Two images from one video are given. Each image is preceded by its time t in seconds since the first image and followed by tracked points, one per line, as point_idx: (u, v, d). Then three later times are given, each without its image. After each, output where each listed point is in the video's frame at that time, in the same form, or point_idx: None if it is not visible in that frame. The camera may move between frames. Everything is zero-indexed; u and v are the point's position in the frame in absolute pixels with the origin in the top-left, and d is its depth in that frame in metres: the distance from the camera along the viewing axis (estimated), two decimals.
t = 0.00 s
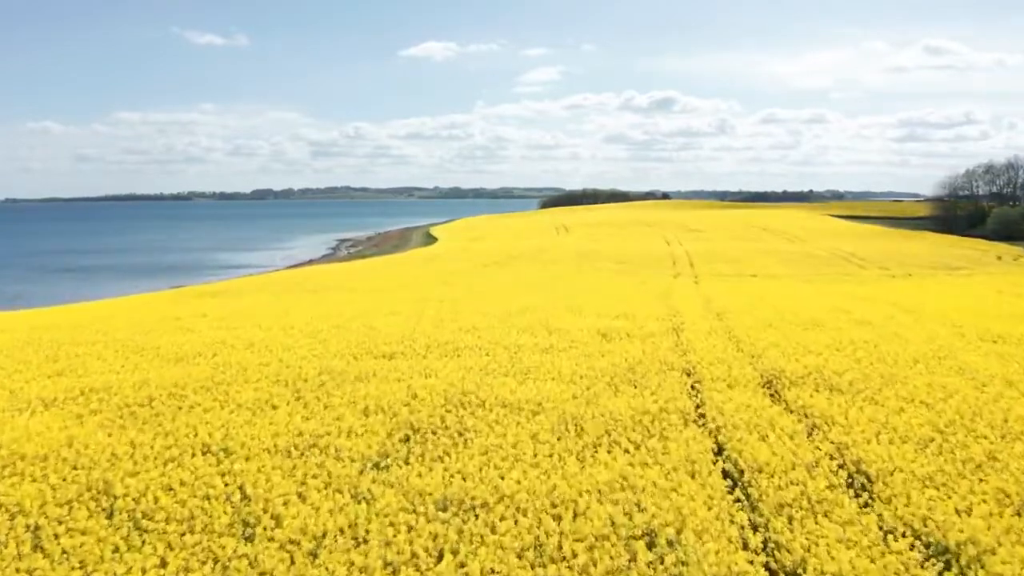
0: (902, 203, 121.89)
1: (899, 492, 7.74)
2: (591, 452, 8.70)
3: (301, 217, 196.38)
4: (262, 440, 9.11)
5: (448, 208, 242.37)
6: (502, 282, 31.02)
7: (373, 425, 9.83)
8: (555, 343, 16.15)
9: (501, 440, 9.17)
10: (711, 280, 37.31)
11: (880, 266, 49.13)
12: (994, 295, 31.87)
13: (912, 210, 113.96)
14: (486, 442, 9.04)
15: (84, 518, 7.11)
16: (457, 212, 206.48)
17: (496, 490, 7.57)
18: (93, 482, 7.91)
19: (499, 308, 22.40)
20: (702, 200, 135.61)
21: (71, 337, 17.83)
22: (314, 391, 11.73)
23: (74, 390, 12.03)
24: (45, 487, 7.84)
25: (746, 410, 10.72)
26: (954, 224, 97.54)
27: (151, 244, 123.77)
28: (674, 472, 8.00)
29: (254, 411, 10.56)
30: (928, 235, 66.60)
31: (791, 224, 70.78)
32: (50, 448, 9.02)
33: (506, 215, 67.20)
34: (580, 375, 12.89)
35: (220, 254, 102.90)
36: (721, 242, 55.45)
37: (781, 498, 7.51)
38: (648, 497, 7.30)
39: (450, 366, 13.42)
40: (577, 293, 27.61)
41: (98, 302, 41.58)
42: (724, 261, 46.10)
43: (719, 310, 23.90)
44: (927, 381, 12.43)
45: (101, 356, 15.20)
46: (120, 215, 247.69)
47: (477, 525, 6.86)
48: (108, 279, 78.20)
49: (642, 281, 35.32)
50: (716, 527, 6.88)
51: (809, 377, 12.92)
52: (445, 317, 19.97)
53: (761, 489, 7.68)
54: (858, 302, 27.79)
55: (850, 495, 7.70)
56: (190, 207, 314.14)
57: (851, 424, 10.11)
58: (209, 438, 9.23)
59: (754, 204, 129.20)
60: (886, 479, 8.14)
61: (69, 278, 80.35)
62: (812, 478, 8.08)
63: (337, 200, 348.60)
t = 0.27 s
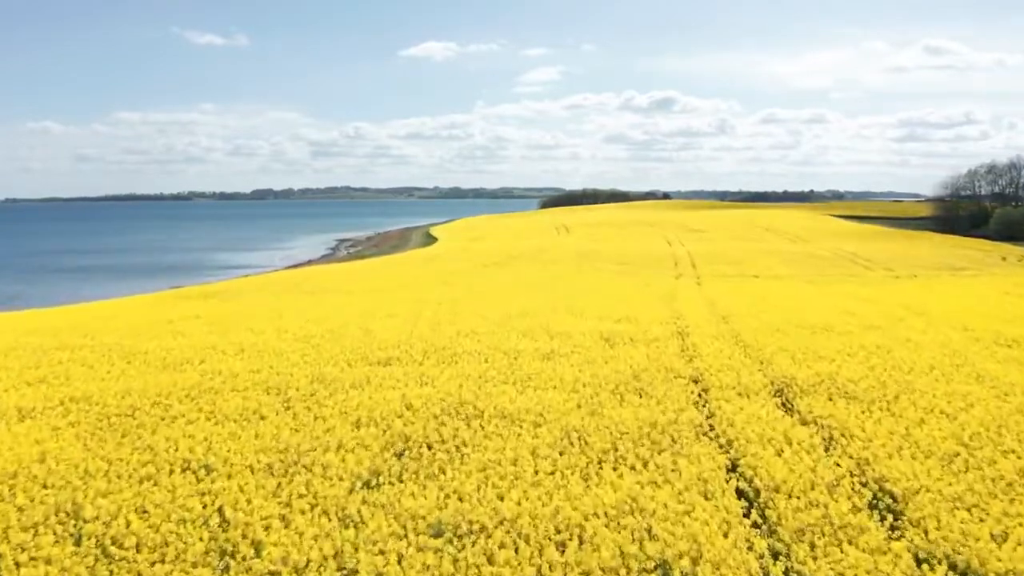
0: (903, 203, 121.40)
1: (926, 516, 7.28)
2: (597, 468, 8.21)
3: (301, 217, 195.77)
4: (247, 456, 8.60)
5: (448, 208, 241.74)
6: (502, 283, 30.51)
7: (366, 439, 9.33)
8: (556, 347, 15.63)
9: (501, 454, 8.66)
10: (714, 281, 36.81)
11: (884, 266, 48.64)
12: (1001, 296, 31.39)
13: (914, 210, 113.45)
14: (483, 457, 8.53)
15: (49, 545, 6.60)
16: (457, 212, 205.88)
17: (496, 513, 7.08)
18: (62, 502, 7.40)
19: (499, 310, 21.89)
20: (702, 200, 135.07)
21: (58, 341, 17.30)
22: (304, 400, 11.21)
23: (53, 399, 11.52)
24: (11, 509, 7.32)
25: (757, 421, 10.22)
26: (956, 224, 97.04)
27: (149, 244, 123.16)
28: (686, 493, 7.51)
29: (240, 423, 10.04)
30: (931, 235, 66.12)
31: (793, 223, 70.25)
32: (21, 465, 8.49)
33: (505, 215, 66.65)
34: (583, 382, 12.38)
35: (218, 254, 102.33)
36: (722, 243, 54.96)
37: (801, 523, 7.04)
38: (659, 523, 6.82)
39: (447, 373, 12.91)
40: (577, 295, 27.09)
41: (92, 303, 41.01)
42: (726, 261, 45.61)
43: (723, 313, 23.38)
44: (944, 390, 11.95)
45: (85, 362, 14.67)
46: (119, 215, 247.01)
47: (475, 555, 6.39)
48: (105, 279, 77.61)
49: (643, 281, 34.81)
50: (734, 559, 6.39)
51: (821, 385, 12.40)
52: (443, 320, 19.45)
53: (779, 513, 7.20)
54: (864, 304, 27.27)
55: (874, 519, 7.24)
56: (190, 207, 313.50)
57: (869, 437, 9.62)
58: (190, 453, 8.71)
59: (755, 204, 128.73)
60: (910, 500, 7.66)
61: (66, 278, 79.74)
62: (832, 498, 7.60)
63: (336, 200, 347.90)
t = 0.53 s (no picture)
0: (905, 203, 120.90)
1: (959, 542, 6.82)
2: (605, 489, 7.72)
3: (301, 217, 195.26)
4: (231, 478, 8.10)
5: (448, 208, 241.20)
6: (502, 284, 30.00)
7: (360, 453, 8.80)
8: (560, 353, 15.06)
9: (503, 472, 8.17)
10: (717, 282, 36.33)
11: (888, 267, 48.10)
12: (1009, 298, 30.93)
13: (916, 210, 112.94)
14: (484, 476, 8.04)
15: None
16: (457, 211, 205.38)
17: (498, 540, 6.61)
18: (28, 527, 6.89)
19: (499, 312, 21.39)
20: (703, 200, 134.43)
21: (44, 345, 16.79)
22: (295, 410, 10.70)
23: (32, 409, 11.01)
24: None
25: (773, 434, 9.69)
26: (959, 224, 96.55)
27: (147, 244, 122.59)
28: (702, 517, 7.04)
29: (225, 437, 9.51)
30: (934, 235, 65.64)
31: (796, 223, 69.65)
32: None
33: (506, 215, 66.13)
34: (589, 391, 11.83)
35: (217, 253, 101.75)
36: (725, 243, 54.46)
37: (827, 550, 6.58)
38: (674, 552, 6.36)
39: (446, 380, 12.38)
40: (579, 296, 26.53)
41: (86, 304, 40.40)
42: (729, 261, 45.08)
43: (730, 315, 22.81)
44: (964, 399, 11.47)
45: (69, 369, 14.13)
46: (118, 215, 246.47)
47: None
48: (103, 279, 77.09)
49: (646, 282, 34.31)
50: None
51: (839, 394, 11.84)
52: (442, 323, 18.95)
53: (804, 540, 6.72)
54: (871, 305, 26.73)
55: (905, 545, 6.78)
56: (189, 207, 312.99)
57: (891, 451, 9.13)
58: (171, 471, 8.20)
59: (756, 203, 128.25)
60: (942, 524, 7.19)
61: (63, 278, 79.19)
62: (859, 521, 7.12)
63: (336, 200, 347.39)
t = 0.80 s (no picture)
0: (908, 203, 120.26)
1: None
2: (615, 512, 7.26)
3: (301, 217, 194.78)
4: (216, 500, 7.63)
5: (448, 207, 240.70)
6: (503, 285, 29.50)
7: (353, 469, 8.31)
8: (563, 360, 14.52)
9: (506, 494, 7.68)
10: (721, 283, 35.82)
11: (892, 268, 47.55)
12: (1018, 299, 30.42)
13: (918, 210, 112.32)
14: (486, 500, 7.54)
15: None
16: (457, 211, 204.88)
17: None
18: None
19: (500, 315, 20.89)
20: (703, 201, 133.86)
21: (32, 350, 16.30)
22: (286, 422, 10.18)
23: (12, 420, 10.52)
24: None
25: (790, 448, 9.18)
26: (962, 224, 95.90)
27: (145, 244, 121.92)
28: (722, 548, 6.56)
29: (210, 451, 9.00)
30: (939, 236, 65.08)
31: (798, 224, 69.06)
32: None
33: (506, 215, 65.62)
34: (595, 401, 11.30)
35: (215, 254, 101.10)
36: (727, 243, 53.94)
37: None
38: None
39: (445, 389, 11.87)
40: (582, 298, 25.99)
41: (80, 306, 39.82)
42: (731, 262, 44.56)
43: (736, 318, 22.27)
44: (989, 410, 10.95)
45: (54, 375, 13.64)
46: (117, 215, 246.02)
47: None
48: (101, 279, 76.58)
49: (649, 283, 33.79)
50: None
51: (858, 404, 11.31)
52: (442, 326, 18.44)
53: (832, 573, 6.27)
54: (879, 308, 26.19)
55: None
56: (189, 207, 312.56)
57: (918, 469, 8.63)
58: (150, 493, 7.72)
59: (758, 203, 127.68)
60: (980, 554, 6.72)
61: (61, 278, 78.71)
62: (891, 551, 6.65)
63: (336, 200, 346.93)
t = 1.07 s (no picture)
0: (909, 203, 119.69)
1: None
2: (629, 539, 6.78)
3: (299, 217, 194.32)
4: (198, 526, 7.11)
5: (448, 207, 240.24)
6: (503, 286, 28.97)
7: (347, 490, 7.78)
8: (568, 366, 13.97)
9: (510, 519, 7.18)
10: (724, 284, 35.32)
11: (897, 269, 47.03)
12: None
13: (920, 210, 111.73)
14: (491, 525, 7.04)
15: None
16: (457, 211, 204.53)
17: None
18: None
19: (500, 319, 20.35)
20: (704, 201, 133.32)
21: (16, 355, 15.79)
22: (276, 436, 9.66)
23: None
24: None
25: (811, 464, 8.64)
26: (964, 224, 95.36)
27: (144, 244, 121.31)
28: None
29: (193, 469, 8.45)
30: (942, 236, 64.51)
31: (801, 224, 68.49)
32: None
33: (506, 215, 65.08)
34: (601, 412, 10.75)
35: (212, 255, 100.31)
36: (730, 244, 53.41)
37: None
38: None
39: (443, 398, 11.33)
40: (584, 300, 25.47)
41: (74, 307, 39.22)
42: (734, 263, 44.05)
43: (742, 322, 21.74)
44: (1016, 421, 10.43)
45: (38, 384, 13.13)
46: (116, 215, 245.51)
47: None
48: (97, 279, 76.02)
49: (651, 284, 33.26)
50: None
51: (878, 415, 10.76)
52: (441, 330, 17.92)
53: None
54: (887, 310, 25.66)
55: None
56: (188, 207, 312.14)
57: (948, 490, 8.10)
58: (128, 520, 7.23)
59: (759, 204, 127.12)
60: None
61: (56, 279, 78.14)
62: None
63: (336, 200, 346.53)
